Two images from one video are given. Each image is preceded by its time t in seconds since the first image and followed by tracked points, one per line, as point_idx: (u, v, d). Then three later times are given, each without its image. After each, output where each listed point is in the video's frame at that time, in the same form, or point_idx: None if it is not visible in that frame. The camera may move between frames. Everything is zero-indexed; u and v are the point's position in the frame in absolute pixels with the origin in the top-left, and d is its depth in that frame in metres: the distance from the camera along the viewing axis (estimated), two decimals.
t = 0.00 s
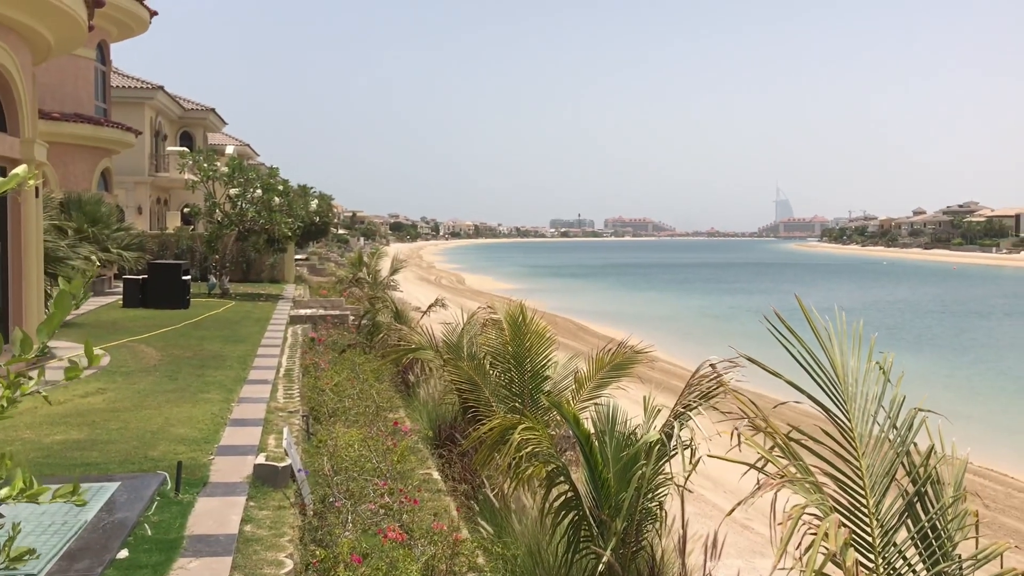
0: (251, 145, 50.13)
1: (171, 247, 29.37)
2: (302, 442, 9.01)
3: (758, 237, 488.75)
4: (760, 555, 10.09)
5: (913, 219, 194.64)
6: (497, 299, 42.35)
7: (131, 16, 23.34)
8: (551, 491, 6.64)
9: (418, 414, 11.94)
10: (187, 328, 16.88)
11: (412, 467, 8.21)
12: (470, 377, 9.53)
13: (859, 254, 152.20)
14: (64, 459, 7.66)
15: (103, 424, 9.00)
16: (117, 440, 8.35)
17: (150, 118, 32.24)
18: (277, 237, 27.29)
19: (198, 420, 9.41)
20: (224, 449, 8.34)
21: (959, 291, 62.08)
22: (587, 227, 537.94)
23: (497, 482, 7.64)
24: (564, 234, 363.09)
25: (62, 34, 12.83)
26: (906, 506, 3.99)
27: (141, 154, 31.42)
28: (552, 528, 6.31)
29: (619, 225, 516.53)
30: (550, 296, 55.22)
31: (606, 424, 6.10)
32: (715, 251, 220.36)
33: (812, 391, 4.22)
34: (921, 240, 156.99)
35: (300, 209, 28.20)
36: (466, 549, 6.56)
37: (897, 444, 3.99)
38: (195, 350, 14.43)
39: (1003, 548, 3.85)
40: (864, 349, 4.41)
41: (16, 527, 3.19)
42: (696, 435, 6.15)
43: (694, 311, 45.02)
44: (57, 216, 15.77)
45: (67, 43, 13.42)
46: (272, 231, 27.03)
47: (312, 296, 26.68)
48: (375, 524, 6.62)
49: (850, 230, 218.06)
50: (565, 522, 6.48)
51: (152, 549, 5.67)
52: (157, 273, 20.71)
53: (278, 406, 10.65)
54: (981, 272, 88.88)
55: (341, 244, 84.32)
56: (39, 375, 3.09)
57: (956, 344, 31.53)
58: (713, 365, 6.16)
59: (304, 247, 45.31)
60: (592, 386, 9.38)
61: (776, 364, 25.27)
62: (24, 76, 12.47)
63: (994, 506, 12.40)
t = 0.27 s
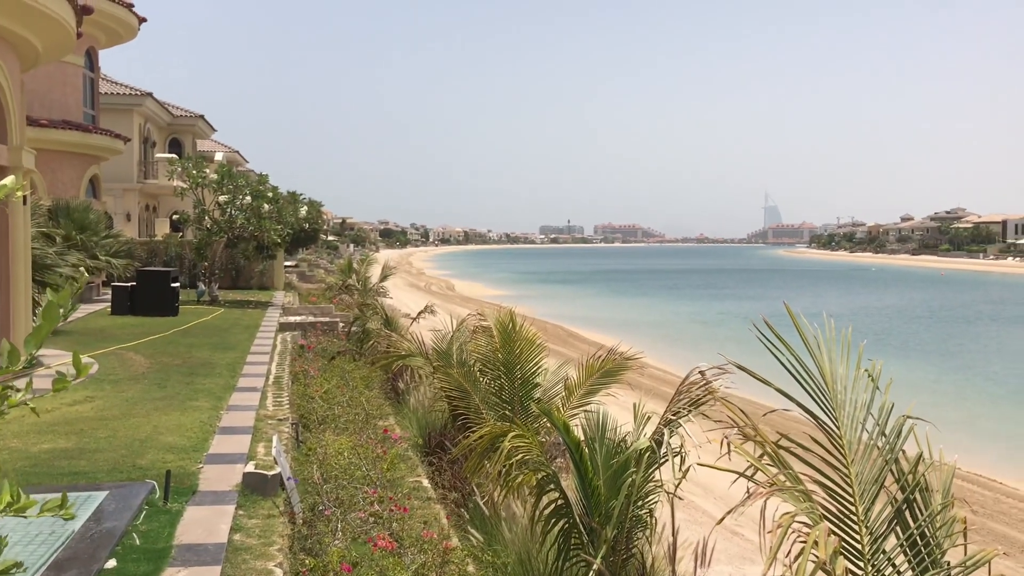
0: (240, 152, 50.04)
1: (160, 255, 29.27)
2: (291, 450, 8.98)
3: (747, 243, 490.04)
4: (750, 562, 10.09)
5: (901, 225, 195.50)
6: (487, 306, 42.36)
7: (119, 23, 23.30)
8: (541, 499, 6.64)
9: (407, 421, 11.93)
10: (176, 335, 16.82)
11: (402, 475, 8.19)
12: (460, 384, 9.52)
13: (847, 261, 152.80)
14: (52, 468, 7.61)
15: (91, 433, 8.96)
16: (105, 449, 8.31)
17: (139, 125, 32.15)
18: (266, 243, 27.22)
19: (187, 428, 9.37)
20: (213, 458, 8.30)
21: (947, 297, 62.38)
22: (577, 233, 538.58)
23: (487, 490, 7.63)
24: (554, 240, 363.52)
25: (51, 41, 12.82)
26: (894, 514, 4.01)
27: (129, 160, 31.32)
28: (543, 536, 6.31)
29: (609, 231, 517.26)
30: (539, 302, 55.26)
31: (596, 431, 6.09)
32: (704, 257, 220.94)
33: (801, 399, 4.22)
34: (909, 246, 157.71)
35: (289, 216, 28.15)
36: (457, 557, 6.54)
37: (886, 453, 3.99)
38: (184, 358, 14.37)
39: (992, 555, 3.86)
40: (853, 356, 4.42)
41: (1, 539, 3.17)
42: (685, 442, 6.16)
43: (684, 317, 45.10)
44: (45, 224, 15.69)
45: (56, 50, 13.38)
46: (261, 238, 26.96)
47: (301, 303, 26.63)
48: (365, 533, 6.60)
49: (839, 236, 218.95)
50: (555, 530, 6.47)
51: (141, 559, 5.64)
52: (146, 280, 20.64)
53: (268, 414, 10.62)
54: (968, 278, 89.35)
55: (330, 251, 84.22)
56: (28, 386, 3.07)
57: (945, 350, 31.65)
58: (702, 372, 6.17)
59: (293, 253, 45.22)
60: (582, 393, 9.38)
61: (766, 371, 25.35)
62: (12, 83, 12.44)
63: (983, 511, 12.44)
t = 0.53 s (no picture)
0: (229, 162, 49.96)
1: (149, 265, 29.19)
2: (279, 462, 8.95)
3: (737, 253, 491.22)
4: (739, 572, 10.10)
5: (889, 235, 196.38)
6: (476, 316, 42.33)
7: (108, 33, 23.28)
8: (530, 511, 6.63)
9: (396, 433, 11.91)
10: (164, 347, 16.76)
11: (390, 487, 8.16)
12: (449, 396, 9.50)
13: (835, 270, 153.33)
14: (37, 481, 7.56)
15: (77, 446, 8.90)
16: (91, 461, 8.26)
17: (127, 135, 32.08)
18: (255, 254, 27.17)
19: (174, 440, 9.33)
20: (200, 470, 8.26)
21: (935, 307, 62.64)
22: (567, 243, 539.23)
23: (475, 501, 7.62)
24: (544, 250, 363.84)
25: (38, 52, 12.78)
26: (882, 525, 4.01)
27: (118, 171, 31.25)
28: (531, 548, 6.30)
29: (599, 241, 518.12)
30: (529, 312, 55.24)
31: (584, 442, 6.08)
32: (693, 266, 221.53)
33: (788, 410, 4.22)
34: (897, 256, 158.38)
35: (278, 226, 28.12)
36: (445, 569, 6.52)
37: (873, 464, 4.00)
38: (172, 369, 14.31)
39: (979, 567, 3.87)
40: (839, 367, 4.42)
41: None
42: (673, 453, 6.16)
43: (673, 326, 45.16)
44: (33, 235, 15.63)
45: (44, 60, 13.36)
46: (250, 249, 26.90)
47: (290, 314, 26.56)
48: (353, 545, 6.58)
49: (827, 246, 219.73)
50: (544, 542, 6.46)
51: (127, 573, 5.60)
52: (134, 291, 20.57)
53: (256, 426, 10.58)
54: (955, 288, 89.78)
55: (320, 261, 84.11)
56: (12, 400, 3.06)
57: (932, 360, 31.76)
58: (690, 383, 6.17)
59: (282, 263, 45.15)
60: (570, 404, 9.37)
61: (754, 380, 25.41)
62: None
63: (971, 521, 12.46)
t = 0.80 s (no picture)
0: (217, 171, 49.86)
1: (136, 274, 29.08)
2: (266, 471, 8.92)
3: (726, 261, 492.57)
4: None
5: (876, 244, 197.19)
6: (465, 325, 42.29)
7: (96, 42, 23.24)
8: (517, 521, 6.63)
9: (384, 442, 11.89)
10: (151, 356, 16.68)
11: (378, 496, 8.14)
12: (437, 405, 9.49)
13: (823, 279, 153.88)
14: (21, 491, 7.50)
15: (62, 455, 8.84)
16: (76, 471, 8.21)
17: (115, 143, 32.00)
18: (243, 263, 27.09)
19: (160, 450, 9.28)
20: (186, 480, 8.22)
21: (922, 315, 62.85)
22: (556, 251, 539.83)
23: (463, 511, 7.60)
24: (533, 259, 364.08)
25: (25, 59, 12.75)
26: (866, 533, 4.02)
27: (105, 179, 31.15)
28: (518, 557, 6.29)
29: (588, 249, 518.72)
30: (517, 321, 55.23)
31: (571, 451, 6.08)
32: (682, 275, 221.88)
33: (774, 418, 4.23)
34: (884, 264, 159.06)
35: (266, 235, 28.07)
36: None
37: (858, 472, 4.01)
38: (159, 378, 14.25)
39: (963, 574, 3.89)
40: (824, 376, 4.43)
41: None
42: (661, 462, 6.16)
43: (661, 335, 45.21)
44: (19, 243, 15.56)
45: (31, 68, 13.32)
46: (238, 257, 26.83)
47: (278, 323, 26.49)
48: (340, 555, 6.55)
49: (815, 254, 220.49)
50: (531, 551, 6.44)
51: None
52: (121, 300, 20.49)
53: (243, 435, 10.54)
54: (942, 296, 90.20)
55: (308, 270, 83.99)
56: None
57: (919, 368, 31.87)
58: (677, 393, 6.18)
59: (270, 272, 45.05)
60: (558, 413, 9.37)
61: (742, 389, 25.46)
62: None
63: (958, 528, 12.50)
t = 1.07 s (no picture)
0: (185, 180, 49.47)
1: (102, 283, 28.77)
2: (232, 482, 8.84)
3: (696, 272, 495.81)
4: None
5: (843, 255, 199.36)
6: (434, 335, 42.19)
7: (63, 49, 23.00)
8: (484, 530, 6.62)
9: (353, 452, 11.84)
10: (116, 366, 16.49)
11: (345, 507, 8.09)
12: (405, 415, 9.46)
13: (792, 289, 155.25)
14: None
15: (22, 467, 8.70)
16: (38, 483, 8.09)
17: (81, 151, 31.68)
18: (211, 272, 26.84)
19: (124, 461, 9.16)
20: (150, 491, 8.12)
21: (888, 325, 63.58)
22: (528, 262, 540.41)
23: (431, 521, 7.55)
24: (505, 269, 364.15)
25: None
26: (829, 541, 4.06)
27: (71, 187, 30.82)
28: (484, 568, 6.26)
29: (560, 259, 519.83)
30: (487, 331, 55.21)
31: (538, 461, 6.08)
32: (652, 285, 222.93)
33: (738, 428, 4.26)
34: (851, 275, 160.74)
35: (235, 243, 27.88)
36: None
37: (820, 480, 4.05)
38: (124, 388, 14.08)
39: None
40: (788, 385, 4.48)
41: None
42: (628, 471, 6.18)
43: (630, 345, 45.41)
44: None
45: None
46: (206, 267, 26.60)
47: (246, 332, 26.33)
48: (307, 566, 6.47)
49: (784, 265, 222.45)
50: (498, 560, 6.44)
51: None
52: (86, 309, 20.25)
53: (209, 446, 10.45)
54: (907, 307, 91.29)
55: (277, 279, 83.49)
56: None
57: (884, 377, 32.22)
58: (644, 402, 6.20)
59: (239, 281, 44.72)
60: (527, 422, 9.38)
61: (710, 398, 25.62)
62: None
63: (921, 535, 12.65)
